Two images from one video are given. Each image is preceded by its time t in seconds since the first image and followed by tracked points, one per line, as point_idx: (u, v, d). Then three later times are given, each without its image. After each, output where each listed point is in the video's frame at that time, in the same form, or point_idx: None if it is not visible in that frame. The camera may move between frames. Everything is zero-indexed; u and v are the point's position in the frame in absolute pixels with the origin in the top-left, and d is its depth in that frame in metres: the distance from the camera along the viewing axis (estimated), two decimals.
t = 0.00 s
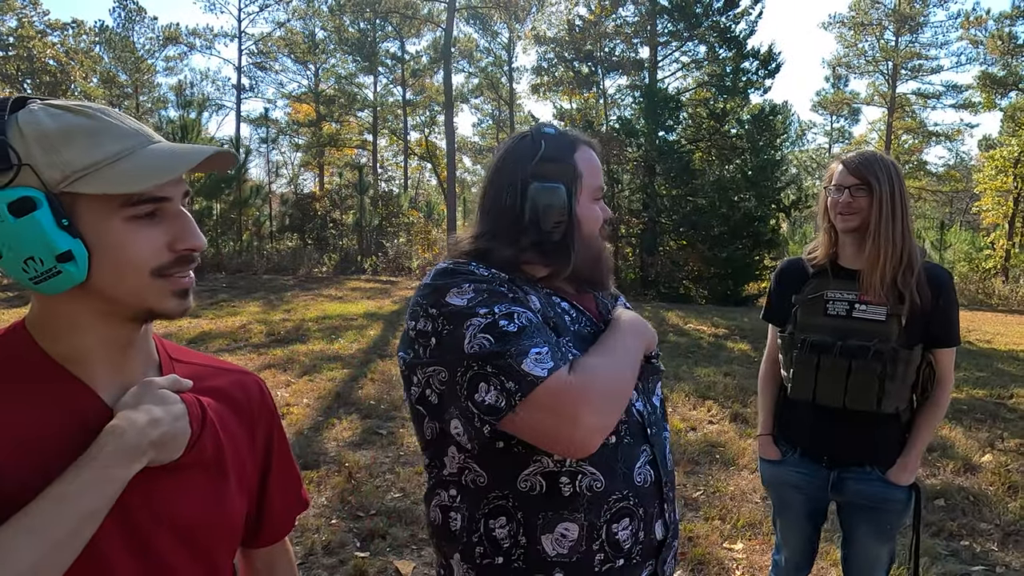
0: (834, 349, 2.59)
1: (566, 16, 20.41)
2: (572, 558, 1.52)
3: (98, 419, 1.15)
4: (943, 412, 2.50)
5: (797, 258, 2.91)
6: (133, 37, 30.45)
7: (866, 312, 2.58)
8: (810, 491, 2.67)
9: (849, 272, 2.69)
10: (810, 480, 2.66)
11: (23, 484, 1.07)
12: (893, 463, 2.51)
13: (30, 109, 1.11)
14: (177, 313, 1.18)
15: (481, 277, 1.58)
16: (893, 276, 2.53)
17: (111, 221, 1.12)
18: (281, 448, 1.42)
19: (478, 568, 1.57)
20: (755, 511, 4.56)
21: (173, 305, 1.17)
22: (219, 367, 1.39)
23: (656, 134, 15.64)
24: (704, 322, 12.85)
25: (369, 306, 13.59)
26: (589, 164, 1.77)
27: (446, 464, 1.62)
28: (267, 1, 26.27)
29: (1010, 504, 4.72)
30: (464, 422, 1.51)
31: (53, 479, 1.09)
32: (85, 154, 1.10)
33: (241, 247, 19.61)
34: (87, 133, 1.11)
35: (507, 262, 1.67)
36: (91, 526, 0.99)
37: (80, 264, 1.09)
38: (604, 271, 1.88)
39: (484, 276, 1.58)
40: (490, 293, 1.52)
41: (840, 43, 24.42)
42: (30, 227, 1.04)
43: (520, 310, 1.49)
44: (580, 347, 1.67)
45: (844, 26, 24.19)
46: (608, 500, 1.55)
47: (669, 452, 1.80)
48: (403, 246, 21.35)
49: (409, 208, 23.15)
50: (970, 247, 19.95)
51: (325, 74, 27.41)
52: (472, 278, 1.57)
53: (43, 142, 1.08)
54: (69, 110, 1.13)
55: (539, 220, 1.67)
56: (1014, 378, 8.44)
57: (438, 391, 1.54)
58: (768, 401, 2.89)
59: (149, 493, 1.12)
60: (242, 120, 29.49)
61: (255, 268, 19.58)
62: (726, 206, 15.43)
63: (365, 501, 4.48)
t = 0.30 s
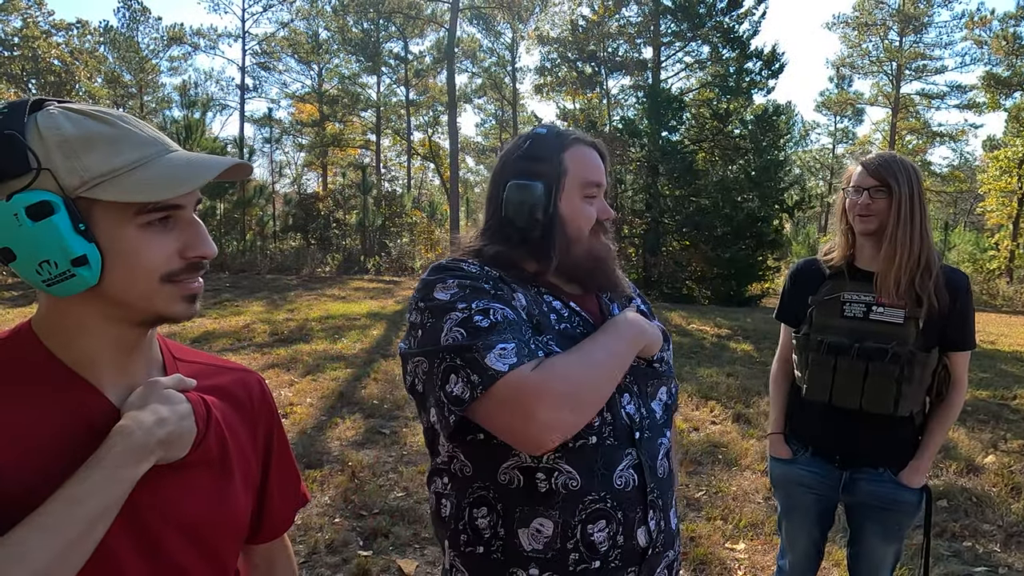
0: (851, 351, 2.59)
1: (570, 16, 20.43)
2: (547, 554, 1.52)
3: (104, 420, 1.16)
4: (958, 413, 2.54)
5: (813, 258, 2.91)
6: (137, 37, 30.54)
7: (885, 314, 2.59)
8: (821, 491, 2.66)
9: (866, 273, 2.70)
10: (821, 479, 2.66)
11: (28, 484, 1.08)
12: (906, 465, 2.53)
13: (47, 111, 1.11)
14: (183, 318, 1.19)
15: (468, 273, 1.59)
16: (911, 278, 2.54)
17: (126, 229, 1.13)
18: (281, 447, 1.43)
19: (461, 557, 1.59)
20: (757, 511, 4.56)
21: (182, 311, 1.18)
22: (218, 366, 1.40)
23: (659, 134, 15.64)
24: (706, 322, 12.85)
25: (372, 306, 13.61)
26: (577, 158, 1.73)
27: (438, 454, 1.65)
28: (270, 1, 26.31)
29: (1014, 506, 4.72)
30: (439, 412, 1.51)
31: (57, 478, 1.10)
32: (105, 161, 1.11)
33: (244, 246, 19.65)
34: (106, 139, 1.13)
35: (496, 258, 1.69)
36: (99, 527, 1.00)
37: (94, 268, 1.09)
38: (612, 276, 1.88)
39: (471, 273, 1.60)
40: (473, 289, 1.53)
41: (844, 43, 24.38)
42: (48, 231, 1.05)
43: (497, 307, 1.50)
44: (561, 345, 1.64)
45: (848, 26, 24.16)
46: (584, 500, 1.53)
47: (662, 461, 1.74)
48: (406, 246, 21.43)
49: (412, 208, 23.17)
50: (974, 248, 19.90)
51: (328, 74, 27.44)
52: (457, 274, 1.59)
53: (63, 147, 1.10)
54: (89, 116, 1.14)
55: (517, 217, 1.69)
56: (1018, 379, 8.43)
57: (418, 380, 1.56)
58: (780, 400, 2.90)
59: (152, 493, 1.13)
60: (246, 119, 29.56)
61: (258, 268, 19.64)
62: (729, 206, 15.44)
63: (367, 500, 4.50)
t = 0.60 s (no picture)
0: (877, 356, 2.60)
1: (578, 16, 20.45)
2: (553, 552, 1.50)
3: (131, 419, 1.17)
4: (986, 425, 2.53)
5: (844, 262, 2.90)
6: (148, 38, 30.77)
7: (914, 322, 2.59)
8: (842, 494, 2.64)
9: (900, 280, 2.68)
10: (842, 481, 2.64)
11: (57, 477, 1.09)
12: (929, 474, 2.53)
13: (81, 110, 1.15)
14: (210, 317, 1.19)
15: (479, 267, 1.59)
16: (950, 286, 2.52)
17: (159, 228, 1.15)
18: (304, 446, 1.43)
19: (472, 550, 1.60)
20: (768, 513, 4.55)
21: (209, 311, 1.18)
22: (243, 365, 1.40)
23: (668, 135, 15.59)
24: (715, 323, 12.81)
25: (380, 306, 13.63)
26: (573, 153, 1.73)
27: (451, 449, 1.66)
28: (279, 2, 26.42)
29: None
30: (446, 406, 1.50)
31: (86, 474, 1.11)
32: (140, 162, 1.14)
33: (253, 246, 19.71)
34: (144, 141, 1.15)
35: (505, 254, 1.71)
36: (128, 524, 1.01)
37: (125, 266, 1.11)
38: (623, 275, 1.83)
39: (483, 267, 1.59)
40: (482, 283, 1.53)
41: (854, 44, 24.25)
42: (86, 228, 1.07)
43: (503, 301, 1.49)
44: (566, 343, 1.60)
45: (858, 26, 24.03)
46: (588, 500, 1.51)
47: (674, 464, 1.70)
48: (414, 246, 21.56)
49: (420, 208, 23.21)
50: (986, 250, 19.72)
51: (337, 75, 27.51)
52: (469, 267, 1.58)
53: (101, 147, 1.12)
54: (127, 117, 1.16)
55: (508, 208, 1.74)
56: None
57: (427, 371, 1.55)
58: (804, 402, 2.89)
59: (178, 490, 1.14)
60: (255, 120, 29.71)
61: (267, 268, 19.74)
62: (738, 207, 15.37)
63: (378, 500, 4.51)
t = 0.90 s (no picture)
0: (915, 356, 2.58)
1: (590, 17, 20.44)
2: (620, 552, 1.52)
3: (225, 411, 1.23)
4: None
5: (884, 262, 2.90)
6: (161, 39, 30.98)
7: (953, 322, 2.59)
8: (876, 489, 2.62)
9: (939, 279, 2.68)
10: (876, 477, 2.62)
11: (154, 471, 1.13)
12: (967, 474, 2.49)
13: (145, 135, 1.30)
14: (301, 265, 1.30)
15: (535, 269, 1.59)
16: (994, 287, 2.51)
17: (230, 175, 1.25)
18: (377, 444, 1.51)
19: (532, 555, 1.60)
20: (792, 515, 4.52)
21: (296, 253, 1.28)
22: (319, 365, 1.48)
23: (680, 135, 15.47)
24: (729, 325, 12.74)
25: (393, 306, 13.63)
26: (623, 152, 1.75)
27: (505, 452, 1.66)
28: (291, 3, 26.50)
29: None
30: (509, 407, 1.50)
31: (181, 470, 1.16)
32: (199, 131, 1.26)
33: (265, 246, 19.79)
34: (202, 119, 1.28)
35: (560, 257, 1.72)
36: (224, 523, 1.06)
37: (207, 211, 1.20)
38: (671, 274, 1.82)
39: (537, 268, 1.60)
40: (541, 285, 1.54)
41: (867, 44, 24.10)
42: (167, 180, 1.19)
43: (566, 301, 1.51)
44: (629, 342, 1.62)
45: (871, 27, 23.88)
46: (656, 498, 1.53)
47: (734, 460, 1.73)
48: (424, 246, 21.58)
49: (430, 209, 23.24)
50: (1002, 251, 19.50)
51: (348, 75, 27.57)
52: (525, 270, 1.59)
53: (171, 133, 1.27)
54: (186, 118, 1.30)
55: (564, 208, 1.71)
56: None
57: (489, 374, 1.54)
58: (842, 399, 2.87)
59: (266, 490, 1.21)
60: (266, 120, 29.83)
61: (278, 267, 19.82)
62: (751, 208, 15.30)
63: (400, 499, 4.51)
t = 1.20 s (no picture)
0: (925, 358, 2.54)
1: (597, 16, 20.43)
2: (673, 560, 1.52)
3: (248, 414, 1.21)
4: None
5: (892, 262, 2.86)
6: (169, 39, 31.15)
7: (964, 324, 2.54)
8: (886, 493, 2.59)
9: (947, 281, 2.65)
10: (887, 480, 2.59)
11: (180, 472, 1.12)
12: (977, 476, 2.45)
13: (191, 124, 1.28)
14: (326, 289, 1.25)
15: (575, 271, 1.58)
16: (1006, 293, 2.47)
17: (268, 193, 1.22)
18: (399, 450, 1.51)
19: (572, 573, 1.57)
20: (804, 517, 4.49)
21: (320, 279, 1.23)
22: (341, 365, 1.49)
23: (687, 136, 15.41)
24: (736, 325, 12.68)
25: (400, 306, 13.62)
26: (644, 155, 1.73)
27: (536, 469, 1.61)
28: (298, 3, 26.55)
29: None
30: (563, 416, 1.47)
31: (205, 472, 1.15)
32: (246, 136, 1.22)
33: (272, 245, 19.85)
34: (253, 119, 1.24)
35: (586, 253, 1.68)
36: (250, 523, 1.05)
37: (236, 231, 1.17)
38: (682, 272, 1.81)
39: (578, 270, 1.59)
40: (587, 286, 1.54)
41: (875, 43, 23.99)
42: (201, 192, 1.16)
43: (618, 303, 1.52)
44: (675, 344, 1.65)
45: (879, 26, 23.76)
46: (708, 501, 1.55)
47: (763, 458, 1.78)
48: (431, 246, 21.58)
49: (437, 209, 23.25)
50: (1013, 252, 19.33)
51: (354, 75, 27.62)
52: (566, 271, 1.58)
53: (218, 129, 1.24)
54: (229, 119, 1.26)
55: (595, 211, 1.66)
56: None
57: (533, 385, 1.53)
58: (848, 403, 2.82)
59: (291, 492, 1.20)
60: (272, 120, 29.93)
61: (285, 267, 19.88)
62: (758, 208, 15.20)
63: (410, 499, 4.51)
